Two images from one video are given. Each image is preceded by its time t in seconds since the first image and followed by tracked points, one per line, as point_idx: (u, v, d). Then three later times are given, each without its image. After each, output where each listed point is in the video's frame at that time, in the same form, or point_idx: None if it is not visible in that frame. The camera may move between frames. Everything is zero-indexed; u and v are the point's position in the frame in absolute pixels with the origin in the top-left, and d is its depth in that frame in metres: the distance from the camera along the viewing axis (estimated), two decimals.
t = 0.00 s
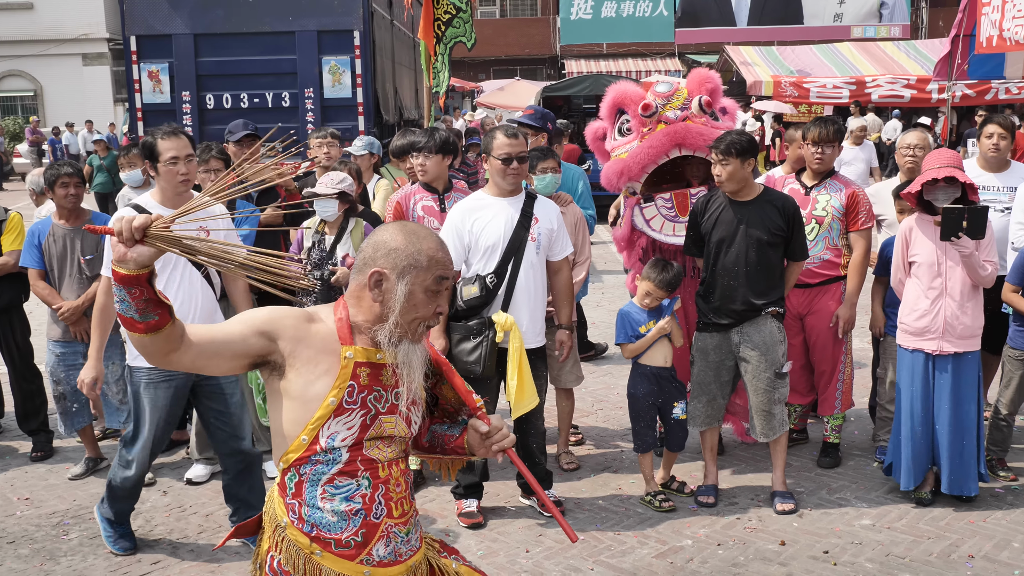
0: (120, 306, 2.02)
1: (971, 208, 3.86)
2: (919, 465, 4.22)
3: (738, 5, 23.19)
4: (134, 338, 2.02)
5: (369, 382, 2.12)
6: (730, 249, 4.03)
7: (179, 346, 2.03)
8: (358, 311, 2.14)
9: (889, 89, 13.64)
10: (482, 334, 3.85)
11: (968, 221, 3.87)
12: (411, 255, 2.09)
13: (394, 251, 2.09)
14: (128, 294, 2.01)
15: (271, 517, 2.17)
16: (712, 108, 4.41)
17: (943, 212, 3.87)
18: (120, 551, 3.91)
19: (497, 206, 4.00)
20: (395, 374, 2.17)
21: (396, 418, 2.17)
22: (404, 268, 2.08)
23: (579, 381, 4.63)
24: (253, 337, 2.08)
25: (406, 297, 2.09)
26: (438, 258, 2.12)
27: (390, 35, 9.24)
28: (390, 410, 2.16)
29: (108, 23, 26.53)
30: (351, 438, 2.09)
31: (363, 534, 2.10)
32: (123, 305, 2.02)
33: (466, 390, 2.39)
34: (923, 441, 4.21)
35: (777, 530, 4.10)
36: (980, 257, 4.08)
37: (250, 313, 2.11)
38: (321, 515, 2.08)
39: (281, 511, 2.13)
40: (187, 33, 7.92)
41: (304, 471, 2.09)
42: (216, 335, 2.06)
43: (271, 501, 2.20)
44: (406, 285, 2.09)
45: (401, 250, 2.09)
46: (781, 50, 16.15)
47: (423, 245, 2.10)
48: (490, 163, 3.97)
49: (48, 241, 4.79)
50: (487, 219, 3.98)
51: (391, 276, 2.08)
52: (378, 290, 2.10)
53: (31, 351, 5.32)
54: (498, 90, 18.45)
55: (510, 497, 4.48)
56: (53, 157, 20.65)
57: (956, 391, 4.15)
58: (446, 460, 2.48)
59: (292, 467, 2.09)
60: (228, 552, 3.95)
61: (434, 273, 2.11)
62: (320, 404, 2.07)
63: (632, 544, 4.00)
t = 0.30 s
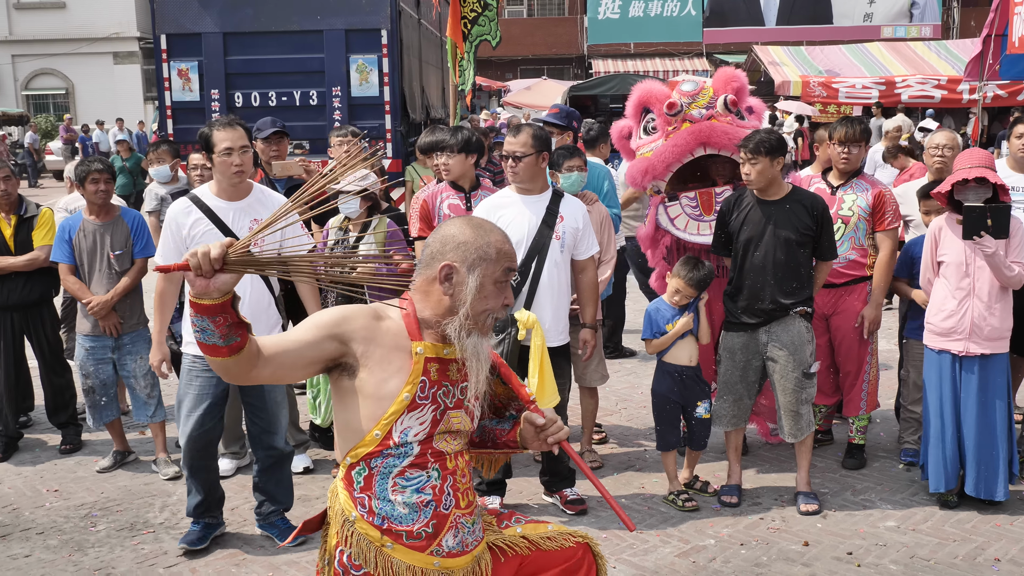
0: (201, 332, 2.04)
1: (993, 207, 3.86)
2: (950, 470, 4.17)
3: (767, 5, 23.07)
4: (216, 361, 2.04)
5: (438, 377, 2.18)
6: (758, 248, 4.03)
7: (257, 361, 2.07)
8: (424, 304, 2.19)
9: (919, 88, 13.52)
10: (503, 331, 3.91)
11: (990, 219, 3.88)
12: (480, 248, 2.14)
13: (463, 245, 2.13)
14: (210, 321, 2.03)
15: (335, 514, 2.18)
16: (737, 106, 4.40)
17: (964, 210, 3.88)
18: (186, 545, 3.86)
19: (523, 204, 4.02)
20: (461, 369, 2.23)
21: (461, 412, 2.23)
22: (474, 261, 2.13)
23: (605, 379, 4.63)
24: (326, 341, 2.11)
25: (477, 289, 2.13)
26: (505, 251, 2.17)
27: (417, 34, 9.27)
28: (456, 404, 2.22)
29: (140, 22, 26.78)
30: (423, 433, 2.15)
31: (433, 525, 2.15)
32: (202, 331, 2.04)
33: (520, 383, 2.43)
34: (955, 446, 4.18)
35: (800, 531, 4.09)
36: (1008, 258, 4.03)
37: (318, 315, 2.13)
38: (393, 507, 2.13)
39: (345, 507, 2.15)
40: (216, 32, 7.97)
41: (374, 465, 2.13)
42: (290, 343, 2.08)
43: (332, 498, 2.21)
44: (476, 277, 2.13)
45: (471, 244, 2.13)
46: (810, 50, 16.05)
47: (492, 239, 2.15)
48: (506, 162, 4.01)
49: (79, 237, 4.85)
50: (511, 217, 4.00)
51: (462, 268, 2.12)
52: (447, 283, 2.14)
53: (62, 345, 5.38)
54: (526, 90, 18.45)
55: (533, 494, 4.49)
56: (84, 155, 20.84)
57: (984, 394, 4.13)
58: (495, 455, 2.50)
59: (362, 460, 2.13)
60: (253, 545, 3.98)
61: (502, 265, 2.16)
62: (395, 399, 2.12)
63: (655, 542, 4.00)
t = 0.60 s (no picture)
0: (339, 397, 2.01)
1: (1006, 207, 3.80)
2: (965, 469, 4.18)
3: (790, 5, 22.97)
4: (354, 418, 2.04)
5: (553, 392, 2.15)
6: (781, 248, 4.02)
7: (387, 406, 2.07)
8: (535, 318, 2.16)
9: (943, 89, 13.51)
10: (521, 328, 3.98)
11: (1003, 220, 3.82)
12: (589, 261, 2.08)
13: (572, 258, 2.08)
14: (351, 389, 1.99)
15: (459, 521, 2.20)
16: (760, 106, 4.40)
17: (978, 211, 3.85)
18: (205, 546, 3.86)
19: (543, 203, 4.03)
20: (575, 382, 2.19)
21: (578, 422, 2.19)
22: (584, 276, 2.07)
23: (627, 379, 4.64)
24: (445, 374, 2.11)
25: (587, 303, 2.08)
26: (613, 262, 2.11)
27: (440, 33, 9.29)
28: (572, 415, 2.18)
29: (164, 20, 26.94)
30: (543, 446, 2.14)
31: (554, 533, 2.12)
32: (342, 396, 2.01)
33: (629, 386, 2.30)
34: (970, 446, 4.18)
35: (820, 532, 4.07)
36: None
37: (434, 347, 2.12)
38: (515, 516, 2.12)
39: (469, 514, 2.17)
40: (240, 29, 8.00)
41: (496, 474, 2.14)
42: (411, 380, 2.09)
43: (457, 505, 2.24)
44: (587, 291, 2.08)
45: (580, 257, 2.08)
46: (833, 50, 15.97)
47: (601, 251, 2.09)
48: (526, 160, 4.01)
49: (103, 233, 4.88)
50: (528, 216, 4.01)
51: (572, 283, 2.07)
52: (558, 297, 2.10)
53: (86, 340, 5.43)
54: (547, 89, 18.45)
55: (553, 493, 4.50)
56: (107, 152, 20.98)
57: (1006, 398, 4.11)
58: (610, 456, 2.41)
59: (484, 470, 2.15)
60: (274, 541, 4.01)
61: (612, 278, 2.10)
62: (513, 418, 2.11)
63: (674, 542, 3.99)
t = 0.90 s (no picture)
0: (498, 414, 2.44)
1: (1000, 210, 3.81)
2: (956, 470, 4.20)
3: (786, 7, 23.01)
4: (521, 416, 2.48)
5: (696, 372, 2.31)
6: (778, 248, 4.04)
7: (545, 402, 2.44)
8: (677, 299, 2.32)
9: (938, 93, 13.56)
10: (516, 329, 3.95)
11: (997, 222, 3.83)
12: (728, 244, 2.24)
13: (712, 241, 2.25)
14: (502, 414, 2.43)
15: (603, 497, 2.36)
16: (757, 107, 4.41)
17: (972, 213, 3.86)
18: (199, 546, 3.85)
19: (541, 203, 4.03)
20: (715, 361, 2.35)
21: (718, 402, 2.37)
22: (721, 257, 2.23)
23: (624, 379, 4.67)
24: (594, 363, 2.32)
25: (725, 284, 2.24)
26: (752, 246, 2.27)
27: (437, 33, 9.29)
28: (714, 393, 2.36)
29: (160, 19, 26.90)
30: (690, 425, 2.30)
31: (698, 508, 2.31)
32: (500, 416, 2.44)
33: (768, 359, 2.49)
34: (962, 444, 4.21)
35: (814, 532, 4.08)
36: None
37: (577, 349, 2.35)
38: (662, 492, 2.29)
39: (615, 492, 2.33)
40: (237, 28, 7.99)
41: (644, 454, 2.30)
42: (563, 374, 2.33)
43: (599, 484, 2.39)
44: (724, 272, 2.24)
45: (718, 239, 2.24)
46: (830, 52, 16.00)
47: (740, 235, 2.25)
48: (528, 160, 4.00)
49: (100, 231, 4.87)
50: (526, 216, 4.01)
51: (711, 264, 2.24)
52: (697, 278, 2.26)
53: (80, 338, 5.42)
54: (543, 90, 18.48)
55: (548, 493, 4.51)
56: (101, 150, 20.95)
57: (998, 401, 4.13)
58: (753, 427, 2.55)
59: (632, 450, 2.31)
60: (269, 540, 4.01)
61: (749, 261, 2.25)
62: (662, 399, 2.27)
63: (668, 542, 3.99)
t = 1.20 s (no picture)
0: (578, 377, 2.19)
1: (970, 207, 3.86)
2: (928, 466, 4.23)
3: (756, 7, 23.17)
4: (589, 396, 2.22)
5: (750, 355, 2.35)
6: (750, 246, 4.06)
7: (612, 379, 2.21)
8: (724, 288, 2.36)
9: (906, 93, 13.73)
10: (495, 327, 3.92)
11: (968, 219, 3.88)
12: (774, 234, 2.29)
13: (758, 232, 2.29)
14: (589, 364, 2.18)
15: (679, 501, 2.34)
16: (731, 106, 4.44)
17: (943, 210, 3.90)
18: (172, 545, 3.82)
19: (516, 201, 4.02)
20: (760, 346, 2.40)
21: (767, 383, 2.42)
22: (769, 247, 2.29)
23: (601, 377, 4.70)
24: (661, 345, 2.25)
25: (771, 273, 2.30)
26: (796, 236, 2.33)
27: (410, 30, 9.27)
28: (763, 376, 2.40)
29: (128, 14, 26.66)
30: (753, 408, 2.34)
31: (774, 489, 2.37)
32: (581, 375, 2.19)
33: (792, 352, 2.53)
34: (935, 439, 4.24)
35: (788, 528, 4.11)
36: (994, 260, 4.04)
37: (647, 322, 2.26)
38: (742, 480, 2.32)
39: (693, 490, 2.33)
40: (208, 24, 7.93)
41: (719, 445, 2.31)
42: (634, 355, 2.22)
43: (668, 486, 2.37)
44: (771, 261, 2.29)
45: (765, 229, 2.29)
46: (799, 53, 16.12)
47: (785, 225, 2.30)
48: (512, 156, 3.99)
49: (70, 228, 4.82)
50: (503, 214, 4.00)
51: (757, 254, 2.29)
52: (744, 267, 2.31)
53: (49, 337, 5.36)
54: (515, 88, 18.50)
55: (523, 490, 4.51)
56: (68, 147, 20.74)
57: (970, 396, 4.18)
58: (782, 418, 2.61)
59: (707, 444, 2.30)
60: (244, 539, 3.98)
61: (794, 250, 2.32)
62: (730, 382, 2.28)
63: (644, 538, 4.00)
